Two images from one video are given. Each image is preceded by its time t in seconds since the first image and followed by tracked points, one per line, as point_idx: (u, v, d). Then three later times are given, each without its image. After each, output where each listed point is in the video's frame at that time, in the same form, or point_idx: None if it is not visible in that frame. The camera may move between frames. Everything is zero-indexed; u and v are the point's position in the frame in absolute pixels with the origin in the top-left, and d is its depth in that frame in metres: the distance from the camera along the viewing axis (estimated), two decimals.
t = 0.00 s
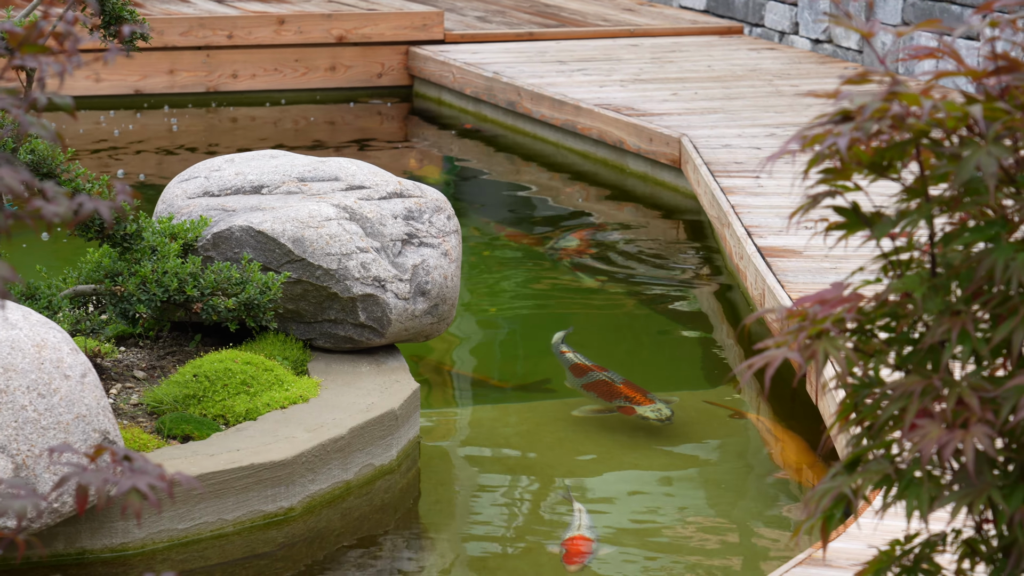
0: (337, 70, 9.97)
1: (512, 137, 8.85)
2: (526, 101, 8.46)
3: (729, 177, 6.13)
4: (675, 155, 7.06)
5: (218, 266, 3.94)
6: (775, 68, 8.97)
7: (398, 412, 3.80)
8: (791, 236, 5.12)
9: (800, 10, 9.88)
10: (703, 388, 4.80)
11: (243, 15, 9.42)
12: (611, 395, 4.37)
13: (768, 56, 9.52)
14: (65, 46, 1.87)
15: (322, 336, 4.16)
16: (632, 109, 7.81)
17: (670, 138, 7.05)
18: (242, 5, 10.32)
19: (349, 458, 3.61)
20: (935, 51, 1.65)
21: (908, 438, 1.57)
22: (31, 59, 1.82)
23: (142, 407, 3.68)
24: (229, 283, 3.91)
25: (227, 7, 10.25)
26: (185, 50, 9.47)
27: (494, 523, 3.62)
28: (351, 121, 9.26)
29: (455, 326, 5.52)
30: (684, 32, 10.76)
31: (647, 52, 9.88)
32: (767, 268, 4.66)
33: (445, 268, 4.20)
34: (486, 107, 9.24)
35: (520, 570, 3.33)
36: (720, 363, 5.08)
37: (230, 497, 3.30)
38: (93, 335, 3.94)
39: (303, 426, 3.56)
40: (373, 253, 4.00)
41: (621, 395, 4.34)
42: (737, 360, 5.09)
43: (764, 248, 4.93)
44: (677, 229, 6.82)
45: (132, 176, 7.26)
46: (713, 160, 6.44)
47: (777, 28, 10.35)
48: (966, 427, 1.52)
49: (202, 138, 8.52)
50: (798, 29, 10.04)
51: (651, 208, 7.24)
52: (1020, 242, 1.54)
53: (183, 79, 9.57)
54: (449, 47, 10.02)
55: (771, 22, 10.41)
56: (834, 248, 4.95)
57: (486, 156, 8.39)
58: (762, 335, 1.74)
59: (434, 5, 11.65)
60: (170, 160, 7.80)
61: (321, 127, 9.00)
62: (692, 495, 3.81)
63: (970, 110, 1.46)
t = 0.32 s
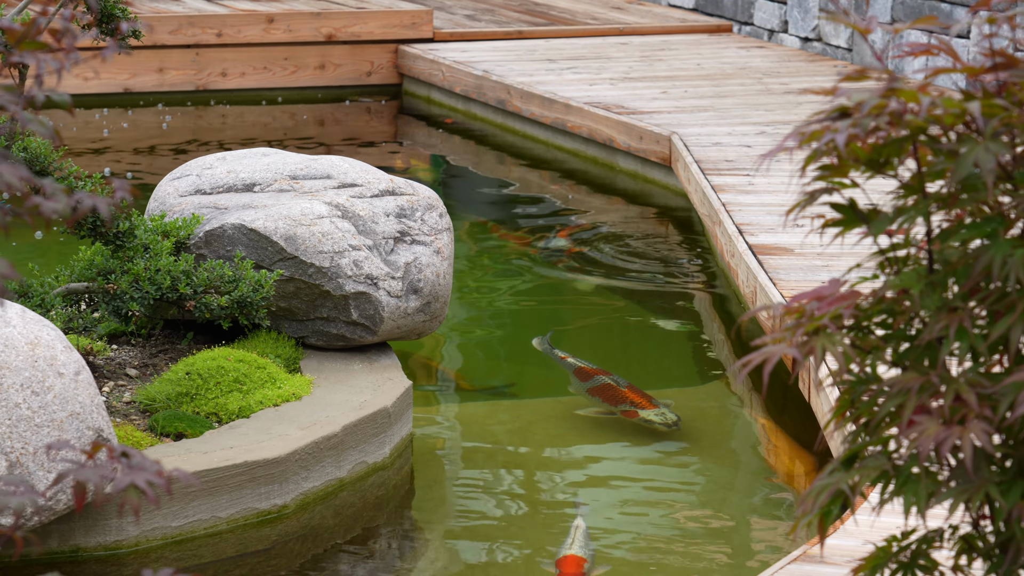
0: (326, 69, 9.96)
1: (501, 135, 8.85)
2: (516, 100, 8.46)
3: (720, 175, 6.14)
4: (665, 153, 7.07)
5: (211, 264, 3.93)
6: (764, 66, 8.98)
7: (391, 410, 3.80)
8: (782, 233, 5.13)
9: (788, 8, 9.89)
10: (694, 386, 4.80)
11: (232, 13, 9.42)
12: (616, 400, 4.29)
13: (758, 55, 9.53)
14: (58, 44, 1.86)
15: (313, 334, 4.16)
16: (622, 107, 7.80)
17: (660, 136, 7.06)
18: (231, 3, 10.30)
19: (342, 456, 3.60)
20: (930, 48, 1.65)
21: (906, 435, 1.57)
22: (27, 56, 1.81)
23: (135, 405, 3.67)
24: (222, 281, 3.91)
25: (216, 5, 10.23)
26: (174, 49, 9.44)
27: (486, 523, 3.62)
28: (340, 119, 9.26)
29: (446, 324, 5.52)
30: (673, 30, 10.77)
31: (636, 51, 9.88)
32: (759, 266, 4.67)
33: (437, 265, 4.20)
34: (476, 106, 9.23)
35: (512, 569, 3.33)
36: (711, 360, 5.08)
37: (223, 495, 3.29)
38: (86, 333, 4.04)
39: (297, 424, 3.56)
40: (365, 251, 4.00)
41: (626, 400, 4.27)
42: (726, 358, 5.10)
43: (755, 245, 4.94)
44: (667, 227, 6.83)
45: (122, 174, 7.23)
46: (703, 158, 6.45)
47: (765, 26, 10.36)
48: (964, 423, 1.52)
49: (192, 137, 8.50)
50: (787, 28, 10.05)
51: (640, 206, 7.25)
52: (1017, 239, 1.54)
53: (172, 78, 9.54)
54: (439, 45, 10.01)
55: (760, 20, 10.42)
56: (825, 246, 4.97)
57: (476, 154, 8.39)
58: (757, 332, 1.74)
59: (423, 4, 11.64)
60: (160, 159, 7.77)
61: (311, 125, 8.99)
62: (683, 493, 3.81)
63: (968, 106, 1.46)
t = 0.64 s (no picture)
0: (316, 67, 9.95)
1: (491, 133, 8.86)
2: (506, 99, 8.46)
3: (711, 173, 6.14)
4: (655, 151, 7.07)
5: (204, 263, 3.93)
6: (754, 65, 9.00)
7: (384, 408, 3.80)
8: (773, 232, 5.13)
9: (777, 7, 9.91)
10: (686, 383, 4.82)
11: (222, 12, 9.41)
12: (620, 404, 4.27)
13: (747, 53, 9.54)
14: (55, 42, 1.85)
15: (305, 333, 4.16)
16: (612, 106, 7.80)
17: (650, 135, 7.06)
18: (220, 2, 10.29)
19: (336, 454, 3.60)
20: (926, 45, 1.65)
21: (904, 432, 1.58)
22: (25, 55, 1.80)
23: (128, 403, 3.67)
24: (215, 279, 3.91)
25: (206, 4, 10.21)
26: (164, 48, 9.41)
27: (479, 522, 3.62)
28: (330, 118, 9.25)
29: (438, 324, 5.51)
30: (663, 29, 10.77)
31: (626, 49, 9.89)
32: (751, 264, 4.67)
33: (429, 264, 4.20)
34: (466, 104, 9.24)
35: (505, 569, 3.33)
36: (701, 358, 5.10)
37: (217, 493, 3.29)
38: (78, 332, 3.98)
39: (291, 422, 3.55)
40: (358, 249, 4.00)
41: (630, 404, 4.24)
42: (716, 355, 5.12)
43: (747, 244, 4.94)
44: (657, 225, 6.84)
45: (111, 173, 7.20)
46: (694, 157, 6.45)
47: (755, 25, 10.38)
48: (962, 419, 1.53)
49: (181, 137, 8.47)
50: (776, 26, 10.06)
51: (632, 204, 7.25)
52: (1016, 235, 1.54)
53: (161, 77, 9.50)
54: (429, 44, 10.01)
55: (750, 19, 10.44)
56: (817, 244, 4.97)
57: (466, 153, 8.39)
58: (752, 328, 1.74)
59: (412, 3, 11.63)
60: (150, 158, 7.74)
61: (301, 124, 9.00)
62: (675, 491, 3.81)
63: (965, 103, 1.46)
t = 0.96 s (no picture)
0: (306, 67, 9.94)
1: (481, 133, 8.87)
2: (496, 98, 8.45)
3: (702, 172, 6.15)
4: (646, 151, 7.08)
5: (197, 262, 3.93)
6: (744, 64, 9.01)
7: (377, 407, 3.80)
8: (765, 231, 5.14)
9: (767, 6, 9.92)
10: (678, 381, 4.83)
11: (212, 12, 9.40)
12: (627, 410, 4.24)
13: (737, 53, 9.55)
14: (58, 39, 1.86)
15: (298, 333, 4.16)
16: (602, 105, 7.80)
17: (642, 134, 7.06)
18: (210, 2, 10.27)
19: (330, 453, 3.60)
20: (924, 42, 1.66)
21: (902, 428, 1.58)
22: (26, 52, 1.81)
23: (122, 402, 3.67)
24: (209, 278, 3.91)
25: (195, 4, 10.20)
26: (154, 47, 9.40)
27: (472, 522, 3.62)
28: (320, 117, 9.25)
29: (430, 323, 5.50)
30: (653, 28, 10.77)
31: (616, 48, 9.90)
32: (742, 262, 4.68)
33: (423, 263, 4.20)
34: (456, 104, 9.24)
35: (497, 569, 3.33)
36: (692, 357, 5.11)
37: (211, 492, 3.29)
38: (72, 331, 3.99)
39: (285, 421, 3.55)
40: (351, 248, 4.00)
41: (639, 410, 4.22)
42: (707, 355, 5.12)
43: (738, 242, 4.95)
44: (648, 225, 6.85)
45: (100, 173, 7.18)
46: (685, 156, 6.46)
47: (745, 24, 10.40)
48: (959, 416, 1.53)
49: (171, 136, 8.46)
50: (766, 26, 10.07)
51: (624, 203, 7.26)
52: (1013, 232, 1.54)
53: (151, 76, 9.48)
54: (419, 43, 10.01)
55: (740, 18, 10.45)
56: (809, 242, 4.97)
57: (456, 152, 8.40)
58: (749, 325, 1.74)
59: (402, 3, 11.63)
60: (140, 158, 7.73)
61: (291, 124, 9.00)
62: (666, 490, 3.82)
63: (964, 100, 1.46)
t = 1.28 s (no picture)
0: (297, 67, 9.93)
1: (473, 133, 8.87)
2: (488, 97, 8.45)
3: (694, 171, 6.15)
4: (638, 150, 7.08)
5: (192, 261, 3.92)
6: (735, 64, 9.02)
7: (372, 405, 3.80)
8: (758, 230, 5.14)
9: (758, 6, 9.93)
10: (672, 379, 4.84)
11: (204, 11, 9.38)
12: (635, 413, 4.21)
13: (728, 52, 9.56)
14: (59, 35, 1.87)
15: (292, 332, 4.16)
16: (594, 105, 7.79)
17: (633, 133, 7.06)
18: (201, 2, 10.24)
19: (324, 452, 3.60)
20: (919, 40, 1.66)
21: (901, 424, 1.58)
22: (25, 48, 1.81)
23: (116, 401, 3.66)
24: (203, 277, 3.90)
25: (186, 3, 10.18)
26: (145, 47, 9.38)
27: (466, 521, 3.61)
28: (312, 117, 9.23)
29: (422, 323, 5.50)
30: (644, 27, 10.77)
31: (607, 48, 9.90)
32: (736, 261, 4.68)
33: (416, 261, 4.20)
34: (447, 103, 9.24)
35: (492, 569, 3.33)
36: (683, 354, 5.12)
37: (206, 492, 3.29)
38: (66, 330, 3.98)
39: (280, 420, 3.55)
40: (345, 247, 4.00)
41: (646, 414, 4.18)
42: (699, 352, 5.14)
43: (731, 242, 4.95)
44: (639, 224, 6.85)
45: (91, 172, 7.16)
46: (677, 155, 6.46)
47: (736, 24, 10.41)
48: (957, 413, 1.53)
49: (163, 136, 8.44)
50: (757, 25, 10.07)
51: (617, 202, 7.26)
52: (1010, 229, 1.54)
53: (143, 76, 9.46)
54: (411, 43, 10.00)
55: (731, 18, 10.46)
56: (801, 241, 4.98)
57: (448, 151, 8.39)
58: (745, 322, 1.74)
59: (393, 2, 11.61)
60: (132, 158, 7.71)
61: (282, 124, 8.99)
62: (660, 488, 3.81)
63: (962, 97, 1.46)
